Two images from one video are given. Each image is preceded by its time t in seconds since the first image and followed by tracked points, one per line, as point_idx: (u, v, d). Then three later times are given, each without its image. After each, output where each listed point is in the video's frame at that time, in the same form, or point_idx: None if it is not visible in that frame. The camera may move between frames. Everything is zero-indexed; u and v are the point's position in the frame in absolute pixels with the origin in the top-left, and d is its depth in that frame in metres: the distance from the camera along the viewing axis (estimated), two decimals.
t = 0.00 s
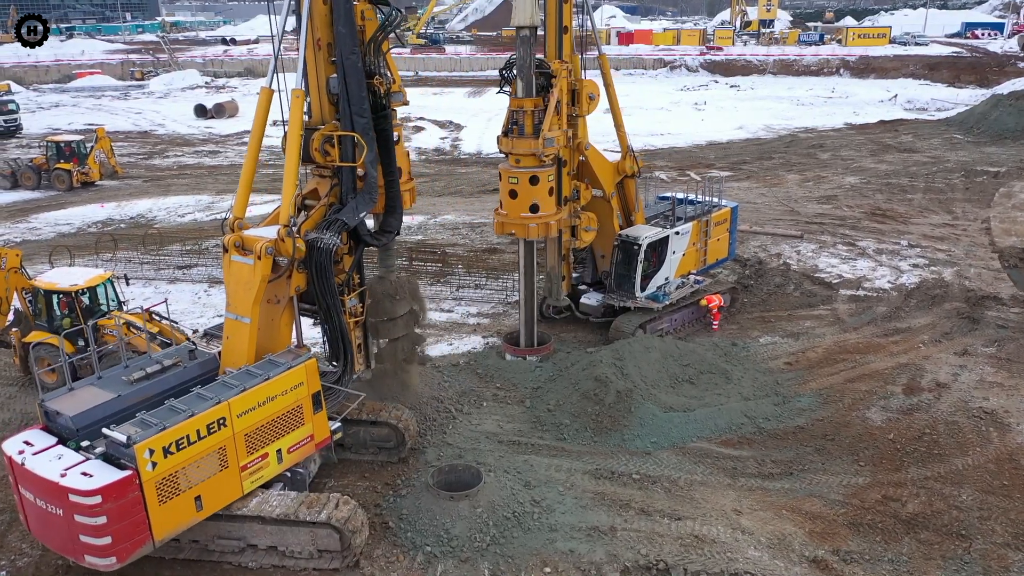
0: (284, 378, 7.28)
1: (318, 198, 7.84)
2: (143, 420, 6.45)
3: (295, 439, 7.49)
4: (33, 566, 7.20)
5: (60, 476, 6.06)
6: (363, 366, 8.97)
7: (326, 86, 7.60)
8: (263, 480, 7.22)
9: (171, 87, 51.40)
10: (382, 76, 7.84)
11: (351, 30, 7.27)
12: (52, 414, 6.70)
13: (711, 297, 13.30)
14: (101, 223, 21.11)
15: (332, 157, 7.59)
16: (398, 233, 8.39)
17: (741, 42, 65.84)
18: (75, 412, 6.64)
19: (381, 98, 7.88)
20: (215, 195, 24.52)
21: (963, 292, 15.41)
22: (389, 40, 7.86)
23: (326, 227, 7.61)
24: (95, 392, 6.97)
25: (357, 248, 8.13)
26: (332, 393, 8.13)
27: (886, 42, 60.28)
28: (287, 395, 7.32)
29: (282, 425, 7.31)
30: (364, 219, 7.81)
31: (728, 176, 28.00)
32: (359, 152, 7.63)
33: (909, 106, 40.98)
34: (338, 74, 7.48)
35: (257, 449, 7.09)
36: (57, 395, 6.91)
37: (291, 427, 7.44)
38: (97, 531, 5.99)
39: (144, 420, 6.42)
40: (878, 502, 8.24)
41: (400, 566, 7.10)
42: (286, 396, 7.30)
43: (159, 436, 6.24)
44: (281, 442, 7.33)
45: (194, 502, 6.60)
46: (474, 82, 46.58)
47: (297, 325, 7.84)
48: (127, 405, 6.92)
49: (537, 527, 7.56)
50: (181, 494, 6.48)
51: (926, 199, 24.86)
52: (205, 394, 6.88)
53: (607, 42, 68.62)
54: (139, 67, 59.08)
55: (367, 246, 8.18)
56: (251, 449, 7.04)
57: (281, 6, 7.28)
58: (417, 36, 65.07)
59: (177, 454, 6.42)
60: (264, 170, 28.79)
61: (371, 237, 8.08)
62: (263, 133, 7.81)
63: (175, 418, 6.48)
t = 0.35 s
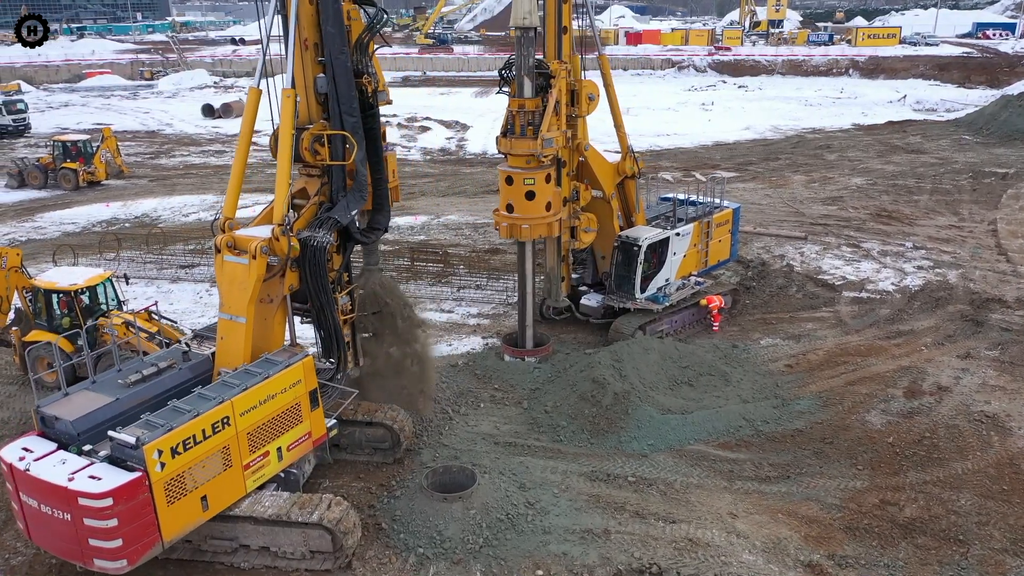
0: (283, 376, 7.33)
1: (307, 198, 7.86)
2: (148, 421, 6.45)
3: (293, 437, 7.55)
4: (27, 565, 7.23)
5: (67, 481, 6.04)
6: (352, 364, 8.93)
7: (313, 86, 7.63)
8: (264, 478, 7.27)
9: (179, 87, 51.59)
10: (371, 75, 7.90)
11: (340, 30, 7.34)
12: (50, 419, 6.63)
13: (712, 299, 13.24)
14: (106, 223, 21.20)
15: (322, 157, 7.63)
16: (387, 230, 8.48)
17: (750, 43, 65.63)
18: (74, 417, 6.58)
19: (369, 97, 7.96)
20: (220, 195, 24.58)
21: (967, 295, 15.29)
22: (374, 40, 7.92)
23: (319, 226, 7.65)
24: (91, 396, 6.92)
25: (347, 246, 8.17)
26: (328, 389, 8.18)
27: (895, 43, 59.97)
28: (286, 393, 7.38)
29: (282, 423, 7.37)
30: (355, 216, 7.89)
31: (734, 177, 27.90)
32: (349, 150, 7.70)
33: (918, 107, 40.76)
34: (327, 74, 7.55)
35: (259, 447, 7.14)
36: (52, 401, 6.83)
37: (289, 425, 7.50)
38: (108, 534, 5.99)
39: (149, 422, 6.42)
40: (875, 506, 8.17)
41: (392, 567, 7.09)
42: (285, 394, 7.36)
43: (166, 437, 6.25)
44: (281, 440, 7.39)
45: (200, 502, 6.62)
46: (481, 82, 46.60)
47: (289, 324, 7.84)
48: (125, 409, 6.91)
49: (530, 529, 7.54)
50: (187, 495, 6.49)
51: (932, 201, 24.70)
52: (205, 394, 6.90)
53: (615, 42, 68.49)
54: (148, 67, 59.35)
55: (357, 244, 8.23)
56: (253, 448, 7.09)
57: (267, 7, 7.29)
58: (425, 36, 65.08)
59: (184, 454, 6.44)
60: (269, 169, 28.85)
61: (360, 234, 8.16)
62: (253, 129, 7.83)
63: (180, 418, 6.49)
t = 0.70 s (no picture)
0: (280, 374, 7.34)
1: (297, 197, 7.96)
2: (150, 421, 6.43)
3: (290, 435, 7.56)
4: (20, 564, 7.28)
5: (72, 485, 6.02)
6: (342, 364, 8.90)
7: (302, 86, 7.76)
8: (263, 477, 7.28)
9: (188, 87, 51.79)
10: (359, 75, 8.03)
11: (329, 30, 7.46)
12: (47, 424, 6.63)
13: (712, 300, 13.17)
14: (111, 222, 21.30)
15: (312, 156, 7.76)
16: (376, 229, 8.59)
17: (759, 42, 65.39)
18: (72, 420, 6.58)
19: (357, 96, 8.09)
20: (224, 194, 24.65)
21: (971, 297, 15.18)
22: (361, 41, 8.05)
23: (311, 225, 7.72)
24: (87, 399, 6.93)
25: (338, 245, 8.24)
26: (323, 388, 8.19)
27: (905, 43, 59.62)
28: (283, 391, 7.39)
29: (280, 421, 7.39)
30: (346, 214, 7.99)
31: (739, 178, 27.79)
32: (339, 150, 7.82)
33: (927, 108, 40.51)
34: (315, 73, 7.69)
35: (258, 446, 7.15)
36: (47, 405, 6.83)
37: (286, 423, 7.51)
38: (114, 536, 5.98)
39: (150, 422, 6.40)
40: (871, 511, 8.12)
41: (384, 569, 7.09)
42: (282, 392, 7.37)
43: (170, 437, 6.24)
44: (279, 439, 7.40)
45: (203, 502, 6.62)
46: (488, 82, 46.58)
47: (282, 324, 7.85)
48: (122, 411, 6.92)
49: (523, 531, 7.52)
50: (191, 495, 6.49)
51: (939, 202, 24.54)
52: (204, 393, 6.88)
53: (624, 42, 68.38)
54: (157, 67, 59.64)
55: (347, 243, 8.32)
56: (252, 446, 7.10)
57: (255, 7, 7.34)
58: (433, 36, 65.06)
59: (187, 454, 6.43)
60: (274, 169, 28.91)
61: (350, 233, 8.24)
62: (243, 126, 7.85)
63: (182, 418, 6.48)
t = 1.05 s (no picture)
0: (276, 373, 7.34)
1: (289, 197, 7.99)
2: (149, 422, 6.43)
3: (286, 434, 7.57)
4: (14, 562, 7.33)
5: (72, 486, 5.99)
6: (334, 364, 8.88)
7: (292, 86, 7.78)
8: (260, 476, 7.29)
9: (196, 87, 52.01)
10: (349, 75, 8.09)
11: (317, 30, 7.53)
12: (42, 426, 6.56)
13: (712, 302, 13.10)
14: (115, 221, 21.40)
15: (304, 156, 7.79)
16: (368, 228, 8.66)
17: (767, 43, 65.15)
18: (69, 422, 6.54)
19: (347, 96, 8.16)
20: (229, 194, 24.73)
21: (975, 300, 15.06)
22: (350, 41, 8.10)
23: (304, 224, 7.75)
24: (82, 402, 6.89)
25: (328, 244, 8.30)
26: (316, 387, 8.20)
27: (915, 44, 59.27)
28: (279, 391, 7.40)
29: (276, 421, 7.40)
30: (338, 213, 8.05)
31: (744, 179, 27.69)
32: (330, 149, 7.91)
33: (936, 108, 40.27)
34: (305, 73, 7.72)
35: (255, 445, 7.16)
36: (40, 407, 6.77)
37: (282, 423, 7.52)
38: (115, 536, 5.95)
39: (148, 423, 6.39)
40: (868, 515, 8.06)
41: (375, 569, 7.08)
42: (278, 391, 7.38)
43: (169, 436, 6.24)
44: (275, 438, 7.41)
45: (201, 502, 6.61)
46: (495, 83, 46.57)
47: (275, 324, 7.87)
48: (118, 412, 6.90)
49: (516, 533, 7.50)
50: (189, 495, 6.49)
51: (945, 204, 24.39)
52: (200, 393, 6.87)
53: (632, 42, 68.27)
54: (167, 67, 59.97)
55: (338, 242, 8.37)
56: (249, 446, 7.11)
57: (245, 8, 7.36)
58: (442, 36, 65.09)
59: (186, 454, 6.43)
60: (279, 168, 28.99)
61: (341, 232, 8.32)
62: (234, 126, 7.86)
63: (180, 418, 6.47)
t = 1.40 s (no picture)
0: (270, 373, 7.35)
1: (282, 197, 8.02)
2: (144, 422, 6.40)
3: (281, 435, 7.57)
4: (8, 561, 7.36)
5: (67, 487, 5.96)
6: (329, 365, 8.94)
7: (285, 87, 7.81)
8: (255, 476, 7.28)
9: (205, 87, 52.21)
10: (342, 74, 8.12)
11: (309, 30, 7.56)
12: (37, 427, 6.55)
13: (712, 304, 13.05)
14: (120, 221, 21.51)
15: (297, 156, 7.82)
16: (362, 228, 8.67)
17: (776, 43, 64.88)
18: (63, 423, 6.53)
19: (341, 96, 8.19)
20: (234, 193, 24.81)
21: (979, 303, 14.95)
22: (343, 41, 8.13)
23: (298, 225, 7.77)
24: (76, 403, 6.88)
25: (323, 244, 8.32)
26: (311, 386, 8.21)
27: (926, 44, 58.90)
28: (273, 391, 7.40)
29: (270, 421, 7.40)
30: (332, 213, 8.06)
31: (749, 180, 27.59)
32: (324, 149, 7.93)
33: (946, 109, 40.01)
34: (299, 73, 7.76)
35: (250, 445, 7.16)
36: (34, 409, 6.76)
37: (277, 423, 7.52)
38: (111, 537, 5.92)
39: (142, 423, 6.37)
40: (864, 520, 8.00)
41: (366, 572, 7.08)
42: (273, 391, 7.39)
43: (165, 437, 6.22)
44: (269, 438, 7.41)
45: (197, 502, 6.61)
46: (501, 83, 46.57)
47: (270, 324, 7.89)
48: (113, 413, 6.90)
49: (509, 536, 7.48)
50: (185, 495, 6.48)
51: (952, 205, 24.24)
52: (195, 394, 6.85)
53: (640, 42, 68.11)
54: (176, 66, 60.22)
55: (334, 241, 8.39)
56: (245, 446, 7.11)
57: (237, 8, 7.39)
58: (450, 36, 65.13)
59: (181, 454, 6.42)
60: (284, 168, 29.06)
61: (335, 231, 8.34)
62: (228, 127, 7.88)
63: (175, 419, 6.45)
